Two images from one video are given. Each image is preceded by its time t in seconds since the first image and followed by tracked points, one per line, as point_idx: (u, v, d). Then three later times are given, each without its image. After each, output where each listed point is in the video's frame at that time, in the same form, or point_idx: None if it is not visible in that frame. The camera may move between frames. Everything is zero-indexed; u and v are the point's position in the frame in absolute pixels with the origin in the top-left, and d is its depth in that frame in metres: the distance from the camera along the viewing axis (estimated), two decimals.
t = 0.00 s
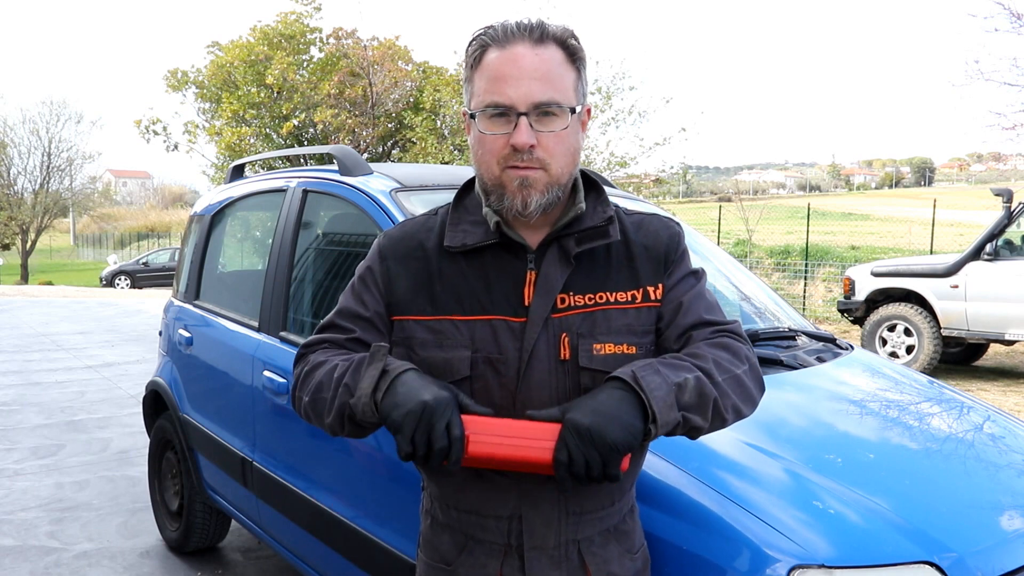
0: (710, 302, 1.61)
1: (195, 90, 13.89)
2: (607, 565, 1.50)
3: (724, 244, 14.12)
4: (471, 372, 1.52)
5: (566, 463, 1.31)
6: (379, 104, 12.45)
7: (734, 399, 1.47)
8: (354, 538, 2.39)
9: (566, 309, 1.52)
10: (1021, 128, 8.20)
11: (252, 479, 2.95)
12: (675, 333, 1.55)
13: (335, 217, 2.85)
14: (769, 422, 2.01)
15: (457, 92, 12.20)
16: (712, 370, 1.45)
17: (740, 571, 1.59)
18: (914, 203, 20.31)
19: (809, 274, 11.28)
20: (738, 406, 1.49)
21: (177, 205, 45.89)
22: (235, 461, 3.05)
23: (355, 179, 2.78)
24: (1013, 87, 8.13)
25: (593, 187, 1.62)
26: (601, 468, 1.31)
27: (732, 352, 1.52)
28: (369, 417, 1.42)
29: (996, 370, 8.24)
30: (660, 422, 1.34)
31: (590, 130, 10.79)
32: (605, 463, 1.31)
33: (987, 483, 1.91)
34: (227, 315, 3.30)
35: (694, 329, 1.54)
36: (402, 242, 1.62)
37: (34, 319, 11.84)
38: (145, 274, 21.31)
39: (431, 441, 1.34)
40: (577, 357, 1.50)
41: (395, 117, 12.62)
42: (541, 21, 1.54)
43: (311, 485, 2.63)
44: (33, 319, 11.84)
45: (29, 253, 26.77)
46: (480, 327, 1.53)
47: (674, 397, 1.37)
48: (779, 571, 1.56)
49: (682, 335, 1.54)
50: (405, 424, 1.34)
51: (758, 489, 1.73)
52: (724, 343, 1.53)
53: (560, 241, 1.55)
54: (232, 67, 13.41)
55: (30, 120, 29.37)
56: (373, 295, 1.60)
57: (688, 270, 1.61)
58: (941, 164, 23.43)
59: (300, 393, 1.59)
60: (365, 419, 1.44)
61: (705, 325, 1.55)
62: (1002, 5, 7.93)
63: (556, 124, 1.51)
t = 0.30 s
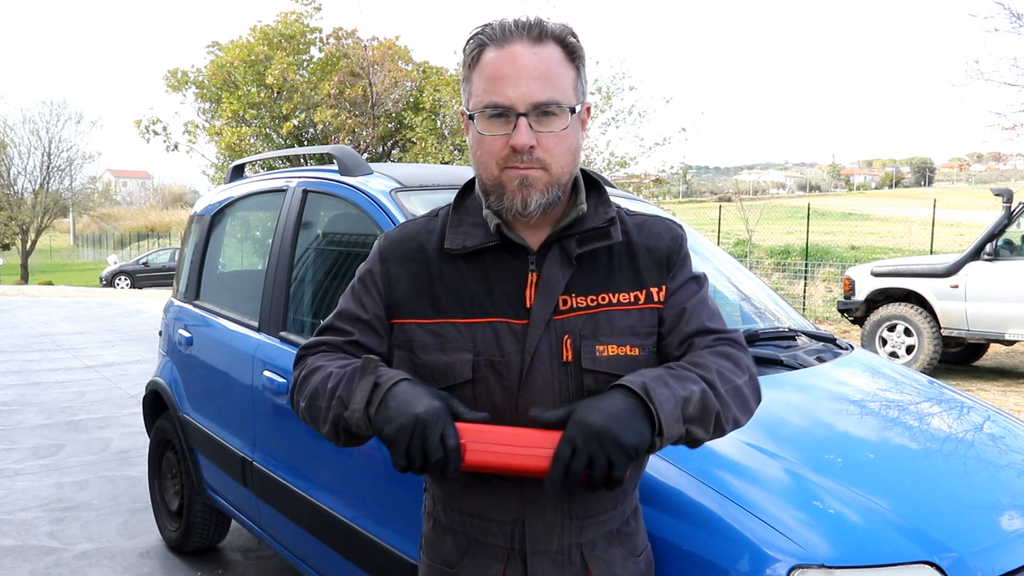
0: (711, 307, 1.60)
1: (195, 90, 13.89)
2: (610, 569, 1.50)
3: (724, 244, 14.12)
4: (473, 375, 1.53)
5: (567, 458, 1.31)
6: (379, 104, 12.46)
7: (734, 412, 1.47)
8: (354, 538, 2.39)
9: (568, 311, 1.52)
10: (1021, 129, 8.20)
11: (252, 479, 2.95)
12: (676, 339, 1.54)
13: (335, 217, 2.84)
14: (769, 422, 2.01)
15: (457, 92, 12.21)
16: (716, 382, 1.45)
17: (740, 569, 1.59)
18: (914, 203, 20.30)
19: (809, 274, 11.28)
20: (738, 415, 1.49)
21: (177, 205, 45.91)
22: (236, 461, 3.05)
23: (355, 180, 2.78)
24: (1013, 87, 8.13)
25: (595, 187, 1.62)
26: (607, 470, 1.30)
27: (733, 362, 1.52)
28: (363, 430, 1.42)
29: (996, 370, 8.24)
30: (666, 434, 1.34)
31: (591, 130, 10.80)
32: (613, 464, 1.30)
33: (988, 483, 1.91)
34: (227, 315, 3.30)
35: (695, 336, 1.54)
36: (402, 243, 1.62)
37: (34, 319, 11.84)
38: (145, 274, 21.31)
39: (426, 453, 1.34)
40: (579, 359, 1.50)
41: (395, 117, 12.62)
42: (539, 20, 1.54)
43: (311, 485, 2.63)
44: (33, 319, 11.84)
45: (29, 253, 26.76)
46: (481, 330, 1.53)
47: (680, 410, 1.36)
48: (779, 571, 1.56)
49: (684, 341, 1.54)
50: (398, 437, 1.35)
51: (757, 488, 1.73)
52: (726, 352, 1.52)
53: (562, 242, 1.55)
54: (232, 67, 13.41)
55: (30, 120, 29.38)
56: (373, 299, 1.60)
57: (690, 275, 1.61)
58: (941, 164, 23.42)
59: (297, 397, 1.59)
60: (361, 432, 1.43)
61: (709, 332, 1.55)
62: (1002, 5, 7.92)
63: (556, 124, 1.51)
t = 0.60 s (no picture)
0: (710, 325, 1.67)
1: (195, 90, 13.90)
2: (609, 570, 1.51)
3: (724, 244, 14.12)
4: (471, 374, 1.51)
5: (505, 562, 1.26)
6: (379, 104, 12.45)
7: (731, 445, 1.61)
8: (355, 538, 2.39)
9: (569, 310, 1.52)
10: (1021, 129, 8.18)
11: (252, 479, 2.95)
12: (694, 366, 1.62)
13: (335, 217, 2.84)
14: (769, 422, 2.01)
15: (457, 92, 12.22)
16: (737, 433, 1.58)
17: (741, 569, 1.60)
18: (914, 203, 20.31)
19: (809, 274, 11.28)
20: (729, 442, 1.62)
21: (177, 205, 45.92)
22: (236, 461, 3.05)
23: (355, 180, 2.78)
24: (1013, 87, 8.09)
25: (596, 188, 1.63)
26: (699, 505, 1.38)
27: (737, 394, 1.63)
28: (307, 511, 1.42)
29: (996, 370, 8.23)
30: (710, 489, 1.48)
31: (590, 130, 10.79)
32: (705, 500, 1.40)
33: (987, 483, 1.91)
34: (227, 315, 3.30)
35: (707, 364, 1.64)
36: (401, 246, 1.62)
37: (35, 319, 11.84)
38: (145, 274, 21.31)
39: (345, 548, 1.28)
40: (581, 358, 1.50)
41: (395, 117, 12.62)
42: (538, 16, 1.55)
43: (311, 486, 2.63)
44: (34, 319, 11.84)
45: (29, 253, 26.75)
46: (480, 329, 1.52)
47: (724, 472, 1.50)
48: (779, 571, 1.56)
49: (699, 368, 1.63)
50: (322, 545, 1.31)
51: (757, 489, 1.73)
52: (733, 388, 1.63)
53: (563, 241, 1.56)
54: (232, 67, 13.41)
55: (30, 121, 29.40)
56: (371, 305, 1.60)
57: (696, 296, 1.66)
58: (942, 164, 23.42)
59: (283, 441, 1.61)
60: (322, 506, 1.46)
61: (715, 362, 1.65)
62: (1002, 5, 7.90)
63: (556, 119, 1.51)
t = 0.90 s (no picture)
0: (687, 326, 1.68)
1: (195, 90, 13.91)
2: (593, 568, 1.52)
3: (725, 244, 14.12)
4: (456, 373, 1.50)
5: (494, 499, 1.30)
6: (379, 104, 12.46)
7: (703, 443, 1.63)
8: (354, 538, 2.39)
9: (553, 309, 1.52)
10: (1020, 129, 8.17)
11: (252, 479, 2.95)
12: (667, 366, 1.63)
13: (335, 217, 2.84)
14: (768, 422, 2.01)
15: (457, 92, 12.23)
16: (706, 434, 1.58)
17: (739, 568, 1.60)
18: (914, 203, 20.32)
19: (809, 274, 11.29)
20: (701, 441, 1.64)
21: (177, 205, 45.93)
22: (236, 461, 3.05)
23: (355, 179, 2.78)
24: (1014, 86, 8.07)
25: (579, 189, 1.64)
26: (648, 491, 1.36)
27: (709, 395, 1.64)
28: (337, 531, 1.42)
29: (996, 370, 8.24)
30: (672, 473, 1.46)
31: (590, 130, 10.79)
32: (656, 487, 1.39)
33: (988, 483, 1.91)
34: (227, 315, 3.30)
35: (681, 364, 1.64)
36: (386, 246, 1.62)
37: (35, 319, 11.84)
38: (145, 274, 21.31)
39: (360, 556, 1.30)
40: (564, 356, 1.50)
41: (395, 117, 12.62)
42: (528, 18, 1.55)
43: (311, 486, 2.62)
44: (34, 319, 11.84)
45: (29, 253, 26.74)
46: (465, 328, 1.52)
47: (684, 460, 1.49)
48: (779, 571, 1.56)
49: (671, 368, 1.63)
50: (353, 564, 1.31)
51: (757, 488, 1.73)
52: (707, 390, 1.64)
53: (546, 241, 1.56)
54: (232, 67, 13.41)
55: (30, 121, 29.43)
56: (359, 305, 1.59)
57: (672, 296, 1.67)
58: (942, 164, 23.41)
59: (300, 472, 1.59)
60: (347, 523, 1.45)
61: (692, 363, 1.66)
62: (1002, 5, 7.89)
63: (544, 121, 1.51)
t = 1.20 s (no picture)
0: (659, 321, 1.69)
1: (195, 90, 13.91)
2: (572, 561, 1.52)
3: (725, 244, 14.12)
4: (435, 369, 1.50)
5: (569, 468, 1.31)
6: (379, 104, 12.45)
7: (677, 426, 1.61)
8: (354, 538, 2.39)
9: (527, 307, 1.53)
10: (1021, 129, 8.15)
11: (252, 479, 2.95)
12: (634, 360, 1.64)
13: (335, 217, 2.84)
14: (768, 422, 2.01)
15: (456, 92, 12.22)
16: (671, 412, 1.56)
17: (735, 566, 1.60)
18: (914, 203, 20.32)
19: (809, 274, 11.28)
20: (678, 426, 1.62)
21: (177, 205, 45.93)
22: (235, 461, 3.05)
23: (355, 180, 2.78)
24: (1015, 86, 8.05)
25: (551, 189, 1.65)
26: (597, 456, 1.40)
27: (679, 383, 1.63)
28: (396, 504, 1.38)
29: (996, 370, 8.24)
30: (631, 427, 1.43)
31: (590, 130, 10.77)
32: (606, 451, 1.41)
33: (988, 484, 1.91)
34: (227, 315, 3.30)
35: (650, 357, 1.65)
36: (365, 243, 1.62)
37: (35, 319, 11.83)
38: (145, 274, 21.30)
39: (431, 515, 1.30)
40: (539, 352, 1.51)
41: (395, 117, 12.60)
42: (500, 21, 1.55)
43: (311, 485, 2.62)
44: (34, 319, 11.84)
45: (29, 253, 26.73)
46: (443, 325, 1.52)
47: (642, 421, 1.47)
48: (779, 571, 1.56)
49: (639, 360, 1.64)
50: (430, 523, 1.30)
51: (757, 488, 1.73)
52: (677, 377, 1.63)
53: (520, 240, 1.56)
54: (232, 67, 13.41)
55: (30, 121, 29.47)
56: (342, 302, 1.58)
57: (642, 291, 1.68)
58: (942, 164, 23.41)
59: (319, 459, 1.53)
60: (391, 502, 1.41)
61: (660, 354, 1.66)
62: (1003, 4, 7.88)
63: (517, 124, 1.51)
